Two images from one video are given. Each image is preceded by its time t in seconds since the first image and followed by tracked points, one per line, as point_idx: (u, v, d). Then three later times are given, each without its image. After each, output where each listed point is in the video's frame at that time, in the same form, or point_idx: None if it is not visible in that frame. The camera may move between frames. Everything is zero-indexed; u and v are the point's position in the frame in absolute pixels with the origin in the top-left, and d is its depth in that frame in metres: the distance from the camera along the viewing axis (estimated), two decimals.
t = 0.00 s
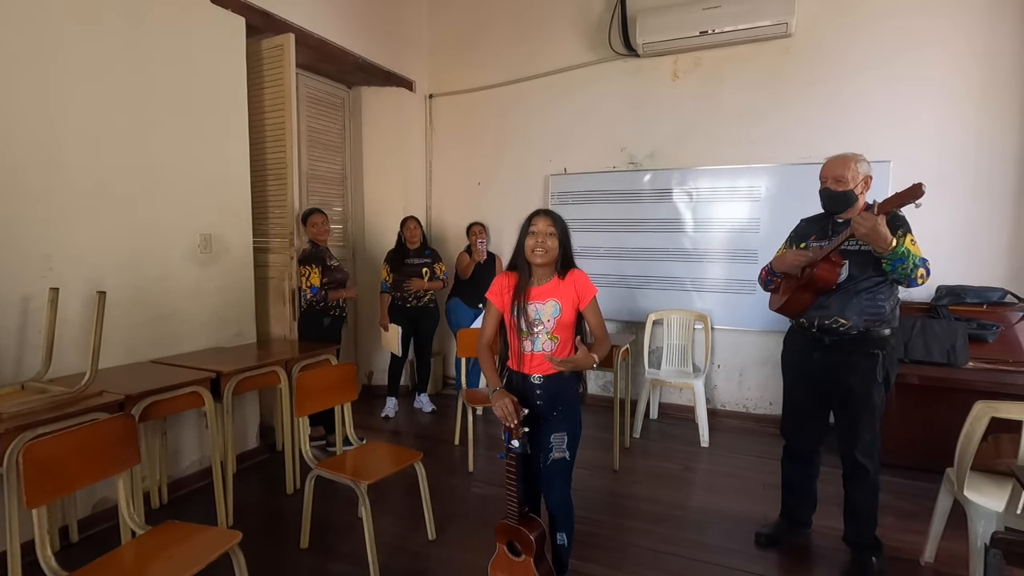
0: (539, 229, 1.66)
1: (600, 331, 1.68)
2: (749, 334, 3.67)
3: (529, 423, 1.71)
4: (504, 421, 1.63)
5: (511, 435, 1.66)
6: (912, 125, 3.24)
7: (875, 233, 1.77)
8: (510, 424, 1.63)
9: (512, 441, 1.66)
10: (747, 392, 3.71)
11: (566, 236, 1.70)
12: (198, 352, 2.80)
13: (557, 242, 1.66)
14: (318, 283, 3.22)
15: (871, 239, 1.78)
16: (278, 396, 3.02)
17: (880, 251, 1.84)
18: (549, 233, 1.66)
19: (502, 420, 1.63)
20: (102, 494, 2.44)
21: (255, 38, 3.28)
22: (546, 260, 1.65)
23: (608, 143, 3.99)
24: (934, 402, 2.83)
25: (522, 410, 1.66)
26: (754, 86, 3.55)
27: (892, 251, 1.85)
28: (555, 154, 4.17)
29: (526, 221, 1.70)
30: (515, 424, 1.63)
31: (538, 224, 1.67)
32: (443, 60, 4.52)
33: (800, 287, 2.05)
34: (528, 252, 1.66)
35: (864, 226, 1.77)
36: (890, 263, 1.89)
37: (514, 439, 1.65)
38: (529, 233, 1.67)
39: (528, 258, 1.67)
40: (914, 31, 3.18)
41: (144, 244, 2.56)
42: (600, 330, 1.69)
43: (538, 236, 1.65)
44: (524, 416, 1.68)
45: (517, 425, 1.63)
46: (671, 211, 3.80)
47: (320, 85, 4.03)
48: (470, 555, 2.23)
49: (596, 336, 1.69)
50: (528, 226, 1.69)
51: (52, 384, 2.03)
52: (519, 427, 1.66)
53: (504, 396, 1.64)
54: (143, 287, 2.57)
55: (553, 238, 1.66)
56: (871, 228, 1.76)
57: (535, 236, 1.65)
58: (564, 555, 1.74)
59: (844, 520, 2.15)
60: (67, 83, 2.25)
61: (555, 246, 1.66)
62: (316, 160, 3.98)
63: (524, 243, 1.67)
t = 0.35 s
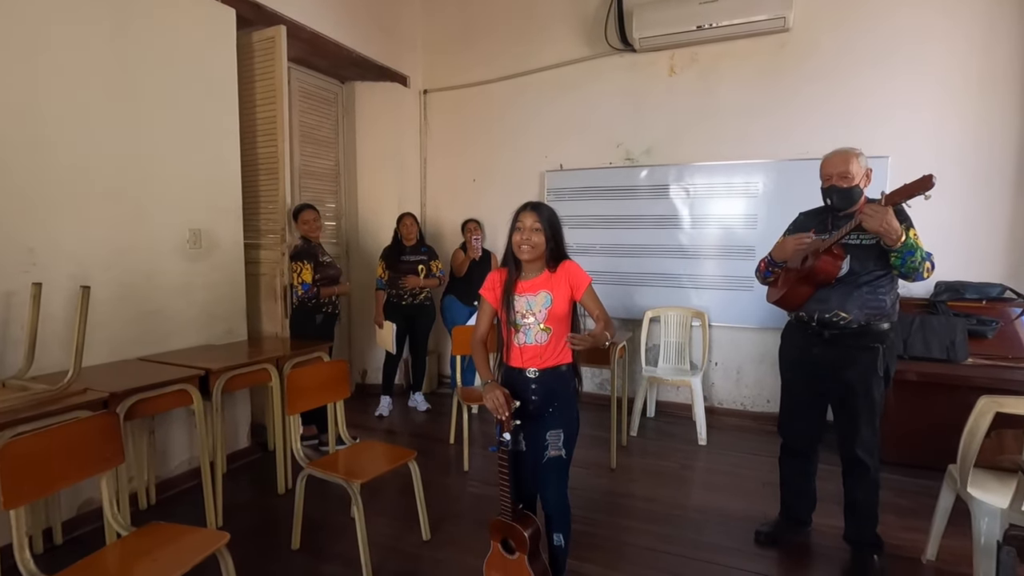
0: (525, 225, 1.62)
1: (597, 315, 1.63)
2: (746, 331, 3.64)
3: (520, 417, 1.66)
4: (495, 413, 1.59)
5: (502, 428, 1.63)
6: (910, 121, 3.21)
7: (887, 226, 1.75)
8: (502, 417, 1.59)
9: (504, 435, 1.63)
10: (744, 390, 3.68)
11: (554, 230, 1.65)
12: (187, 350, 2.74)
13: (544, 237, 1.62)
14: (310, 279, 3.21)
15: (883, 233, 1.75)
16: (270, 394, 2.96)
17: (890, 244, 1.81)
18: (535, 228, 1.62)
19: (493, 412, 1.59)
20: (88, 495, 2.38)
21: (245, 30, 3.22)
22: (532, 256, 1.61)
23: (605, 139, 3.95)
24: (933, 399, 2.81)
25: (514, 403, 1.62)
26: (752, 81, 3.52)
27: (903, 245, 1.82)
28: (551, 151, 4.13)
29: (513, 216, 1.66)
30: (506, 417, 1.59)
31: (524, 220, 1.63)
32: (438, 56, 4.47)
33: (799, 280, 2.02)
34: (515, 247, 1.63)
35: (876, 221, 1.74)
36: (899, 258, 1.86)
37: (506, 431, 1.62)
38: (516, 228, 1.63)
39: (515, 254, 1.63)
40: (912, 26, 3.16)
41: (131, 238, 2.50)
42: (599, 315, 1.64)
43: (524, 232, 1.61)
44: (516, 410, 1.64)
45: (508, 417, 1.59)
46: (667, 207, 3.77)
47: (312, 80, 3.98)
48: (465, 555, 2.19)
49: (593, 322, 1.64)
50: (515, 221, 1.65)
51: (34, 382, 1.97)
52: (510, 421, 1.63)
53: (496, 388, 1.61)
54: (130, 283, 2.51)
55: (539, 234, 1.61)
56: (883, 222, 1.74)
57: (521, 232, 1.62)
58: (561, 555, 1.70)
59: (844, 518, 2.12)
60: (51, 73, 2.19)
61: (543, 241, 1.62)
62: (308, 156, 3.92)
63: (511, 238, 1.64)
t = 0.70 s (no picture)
0: (514, 219, 1.59)
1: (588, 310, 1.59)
2: (740, 329, 3.63)
3: (509, 413, 1.64)
4: (484, 410, 1.57)
5: (491, 424, 1.60)
6: (903, 118, 3.22)
7: (883, 222, 1.74)
8: (490, 413, 1.57)
9: (492, 431, 1.60)
10: (738, 388, 3.67)
11: (543, 223, 1.63)
12: (175, 349, 2.70)
13: (533, 231, 1.60)
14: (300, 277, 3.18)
15: (881, 229, 1.75)
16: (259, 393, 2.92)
17: (887, 238, 1.82)
18: (524, 221, 1.59)
19: (481, 408, 1.57)
20: (71, 497, 2.33)
21: (234, 25, 3.19)
22: (521, 250, 1.59)
23: (598, 137, 3.94)
24: (927, 396, 2.80)
25: (503, 399, 1.60)
26: (745, 78, 3.51)
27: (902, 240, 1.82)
28: (544, 149, 4.11)
29: (501, 211, 1.64)
30: (494, 413, 1.57)
31: (512, 213, 1.60)
32: (431, 53, 4.45)
33: (793, 276, 2.01)
34: (503, 241, 1.60)
35: (873, 218, 1.73)
36: (897, 253, 1.85)
37: (493, 428, 1.59)
38: (504, 223, 1.61)
39: (504, 248, 1.61)
40: (905, 24, 3.17)
41: (116, 235, 2.46)
42: (590, 310, 1.60)
43: (512, 225, 1.59)
44: (505, 405, 1.62)
45: (497, 413, 1.57)
46: (661, 205, 3.76)
47: (303, 77, 3.94)
48: (457, 555, 2.16)
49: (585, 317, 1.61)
50: (502, 215, 1.63)
51: (14, 380, 1.92)
52: (499, 416, 1.60)
53: (484, 384, 1.58)
54: (116, 280, 2.47)
55: (528, 228, 1.59)
56: (880, 218, 1.73)
57: (509, 226, 1.59)
58: (552, 555, 1.67)
59: (838, 515, 2.11)
60: (34, 66, 2.15)
61: (531, 234, 1.60)
62: (299, 153, 3.88)
63: (499, 232, 1.62)
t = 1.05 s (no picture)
0: (505, 220, 1.59)
1: (580, 311, 1.61)
2: (731, 329, 3.64)
3: (502, 416, 1.63)
4: (477, 412, 1.56)
5: (484, 428, 1.59)
6: (894, 119, 3.23)
7: (868, 229, 1.75)
8: (483, 416, 1.56)
9: (485, 434, 1.59)
10: (730, 388, 3.68)
11: (534, 225, 1.63)
12: (163, 351, 2.66)
13: (523, 232, 1.59)
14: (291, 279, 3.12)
15: (865, 235, 1.76)
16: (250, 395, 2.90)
17: (873, 245, 1.82)
18: (514, 222, 1.59)
19: (474, 411, 1.56)
20: (57, 502, 2.30)
21: (223, 23, 3.15)
22: (512, 251, 1.58)
23: (590, 137, 3.93)
24: (917, 395, 2.82)
25: (496, 401, 1.59)
26: (737, 79, 3.52)
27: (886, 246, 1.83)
28: (537, 149, 4.10)
29: (492, 213, 1.63)
30: (487, 416, 1.56)
31: (504, 214, 1.60)
32: (422, 52, 4.42)
33: (781, 277, 2.00)
34: (494, 243, 1.59)
35: (859, 225, 1.74)
36: (881, 259, 1.87)
37: (487, 431, 1.58)
38: (495, 224, 1.60)
39: (495, 249, 1.60)
40: (895, 26, 3.19)
41: (104, 236, 2.42)
42: (581, 308, 1.62)
43: (502, 226, 1.58)
44: (498, 408, 1.61)
45: (490, 416, 1.56)
46: (653, 206, 3.76)
47: (293, 75, 3.90)
48: (450, 557, 2.15)
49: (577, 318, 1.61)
50: (493, 217, 1.62)
51: None
52: (492, 420, 1.59)
53: (477, 387, 1.57)
54: (104, 281, 2.43)
55: (518, 229, 1.59)
56: (864, 226, 1.74)
57: (500, 227, 1.59)
58: (546, 558, 1.66)
59: (829, 514, 2.11)
60: (18, 63, 2.11)
61: (522, 235, 1.59)
62: (289, 153, 3.84)
63: (489, 234, 1.61)
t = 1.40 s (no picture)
0: (509, 225, 1.59)
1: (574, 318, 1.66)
2: (721, 330, 3.68)
3: (493, 419, 1.64)
4: (467, 416, 1.55)
5: (474, 431, 1.59)
6: (880, 123, 3.28)
7: (850, 239, 1.78)
8: (473, 419, 1.56)
9: (476, 436, 1.59)
10: (719, 388, 3.72)
11: (536, 233, 1.64)
12: (153, 354, 2.65)
13: (524, 239, 1.60)
14: (286, 280, 3.10)
15: (847, 245, 1.78)
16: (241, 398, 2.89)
17: (855, 255, 1.85)
18: (517, 228, 1.59)
19: (464, 415, 1.55)
20: (46, 506, 2.28)
21: (213, 24, 3.13)
22: (511, 256, 1.59)
23: (582, 139, 3.95)
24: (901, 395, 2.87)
25: (487, 403, 1.59)
26: (726, 83, 3.55)
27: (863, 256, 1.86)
28: (528, 150, 4.11)
29: (495, 216, 1.63)
30: (478, 419, 1.56)
31: (508, 219, 1.60)
32: (413, 53, 4.42)
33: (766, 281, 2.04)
34: (493, 246, 1.60)
35: (841, 236, 1.77)
36: (863, 269, 1.91)
37: (477, 434, 1.58)
38: (497, 227, 1.60)
39: (494, 253, 1.61)
40: (881, 32, 3.23)
41: (93, 238, 2.41)
42: (576, 315, 1.66)
43: (505, 231, 1.59)
44: (489, 410, 1.61)
45: (481, 419, 1.56)
46: (644, 207, 3.78)
47: (284, 76, 3.88)
48: (442, 559, 2.16)
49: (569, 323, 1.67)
50: (495, 221, 1.62)
51: None
52: (483, 422, 1.59)
53: (468, 390, 1.58)
54: (93, 285, 2.42)
55: (520, 235, 1.59)
56: (847, 235, 1.76)
57: (502, 231, 1.59)
58: (537, 558, 1.67)
59: (815, 514, 2.13)
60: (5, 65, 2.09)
61: (522, 243, 1.60)
62: (280, 154, 3.82)
63: (490, 236, 1.61)
